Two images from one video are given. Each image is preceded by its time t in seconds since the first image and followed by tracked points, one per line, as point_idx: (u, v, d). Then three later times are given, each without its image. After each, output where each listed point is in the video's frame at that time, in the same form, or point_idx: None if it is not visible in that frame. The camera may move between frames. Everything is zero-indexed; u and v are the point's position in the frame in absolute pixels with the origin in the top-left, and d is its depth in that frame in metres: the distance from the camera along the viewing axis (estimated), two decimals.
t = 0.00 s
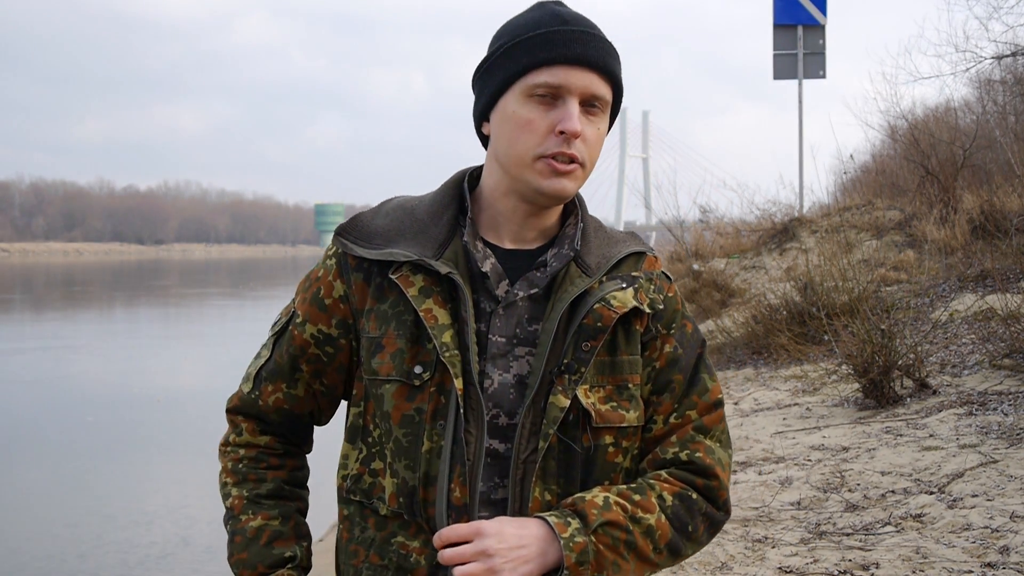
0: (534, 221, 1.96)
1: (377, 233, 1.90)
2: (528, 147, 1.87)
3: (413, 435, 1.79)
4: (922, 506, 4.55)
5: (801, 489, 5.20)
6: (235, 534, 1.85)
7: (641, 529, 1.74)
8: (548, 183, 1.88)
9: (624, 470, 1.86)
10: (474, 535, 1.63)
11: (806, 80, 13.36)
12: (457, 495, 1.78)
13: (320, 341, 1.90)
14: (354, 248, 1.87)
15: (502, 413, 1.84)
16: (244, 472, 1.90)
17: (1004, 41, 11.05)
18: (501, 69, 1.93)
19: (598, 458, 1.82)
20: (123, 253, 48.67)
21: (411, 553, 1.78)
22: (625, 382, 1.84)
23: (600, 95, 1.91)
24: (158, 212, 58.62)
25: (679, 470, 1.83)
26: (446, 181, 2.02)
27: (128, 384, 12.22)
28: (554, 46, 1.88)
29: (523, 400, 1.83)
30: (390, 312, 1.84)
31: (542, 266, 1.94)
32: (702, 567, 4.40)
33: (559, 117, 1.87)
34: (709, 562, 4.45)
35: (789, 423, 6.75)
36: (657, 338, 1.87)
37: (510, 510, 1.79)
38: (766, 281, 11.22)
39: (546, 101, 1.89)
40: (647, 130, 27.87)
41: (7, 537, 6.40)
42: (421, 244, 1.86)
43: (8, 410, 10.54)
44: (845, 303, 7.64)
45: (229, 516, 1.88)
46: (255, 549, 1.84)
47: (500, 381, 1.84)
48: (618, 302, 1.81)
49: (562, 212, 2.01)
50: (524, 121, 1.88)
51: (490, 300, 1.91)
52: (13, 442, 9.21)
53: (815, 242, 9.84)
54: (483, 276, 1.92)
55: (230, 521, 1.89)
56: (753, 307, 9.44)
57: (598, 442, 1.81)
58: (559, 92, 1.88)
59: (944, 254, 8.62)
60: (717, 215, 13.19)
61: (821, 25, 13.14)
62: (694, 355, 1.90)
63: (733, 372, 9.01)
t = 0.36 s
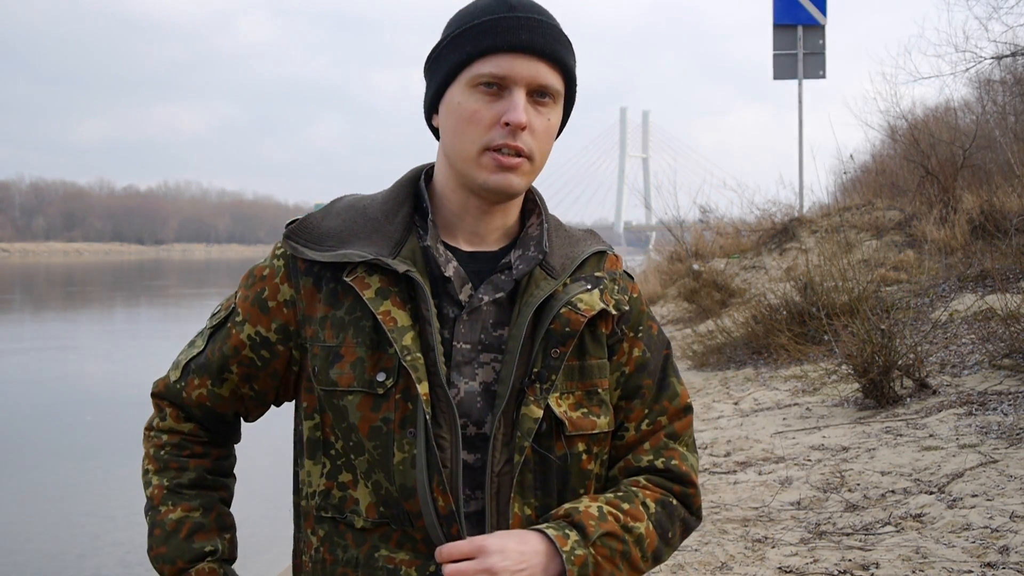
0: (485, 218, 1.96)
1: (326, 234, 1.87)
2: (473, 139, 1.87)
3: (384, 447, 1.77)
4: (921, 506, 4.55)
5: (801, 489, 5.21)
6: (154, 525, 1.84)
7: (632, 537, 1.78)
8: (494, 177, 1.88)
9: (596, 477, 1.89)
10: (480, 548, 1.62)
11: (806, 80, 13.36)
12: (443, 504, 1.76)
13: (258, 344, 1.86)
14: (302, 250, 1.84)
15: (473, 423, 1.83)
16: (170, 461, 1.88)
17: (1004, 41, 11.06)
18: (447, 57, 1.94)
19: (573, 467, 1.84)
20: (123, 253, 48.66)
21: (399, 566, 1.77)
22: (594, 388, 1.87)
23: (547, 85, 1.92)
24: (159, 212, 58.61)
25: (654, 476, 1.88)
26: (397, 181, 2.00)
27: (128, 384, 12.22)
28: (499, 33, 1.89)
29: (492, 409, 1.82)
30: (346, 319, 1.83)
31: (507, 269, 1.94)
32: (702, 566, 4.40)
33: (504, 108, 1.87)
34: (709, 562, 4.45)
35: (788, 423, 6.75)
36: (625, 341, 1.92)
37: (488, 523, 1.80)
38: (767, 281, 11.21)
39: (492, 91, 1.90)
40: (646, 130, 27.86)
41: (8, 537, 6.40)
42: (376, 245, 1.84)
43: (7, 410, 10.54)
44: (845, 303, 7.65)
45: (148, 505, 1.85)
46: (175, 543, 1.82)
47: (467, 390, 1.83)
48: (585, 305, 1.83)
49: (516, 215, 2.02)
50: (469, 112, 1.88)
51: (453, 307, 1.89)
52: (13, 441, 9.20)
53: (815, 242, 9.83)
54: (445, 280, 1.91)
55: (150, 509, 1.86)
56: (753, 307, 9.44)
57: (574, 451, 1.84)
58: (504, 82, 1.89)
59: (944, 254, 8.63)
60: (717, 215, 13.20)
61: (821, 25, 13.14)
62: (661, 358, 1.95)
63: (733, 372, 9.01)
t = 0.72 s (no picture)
0: (469, 224, 1.97)
1: (314, 246, 1.86)
2: (447, 149, 1.87)
3: (387, 462, 1.76)
4: (921, 506, 4.55)
5: (801, 489, 5.21)
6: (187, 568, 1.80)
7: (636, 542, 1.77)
8: (471, 187, 1.88)
9: (594, 480, 1.88)
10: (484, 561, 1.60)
11: (806, 80, 13.37)
12: (449, 519, 1.76)
13: (258, 364, 1.85)
14: (291, 265, 1.82)
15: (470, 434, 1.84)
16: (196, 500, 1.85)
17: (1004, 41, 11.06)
18: (420, 63, 1.94)
19: (570, 471, 1.83)
20: (123, 253, 48.67)
21: None
22: (589, 390, 1.86)
23: (521, 88, 1.91)
24: (159, 212, 58.62)
25: (653, 475, 1.88)
26: (381, 186, 1.98)
27: (129, 384, 12.22)
28: (468, 40, 1.88)
29: (488, 417, 1.83)
30: (339, 332, 1.81)
31: (499, 274, 1.94)
32: (701, 567, 4.40)
33: (476, 116, 1.87)
34: (709, 562, 4.44)
35: (789, 423, 6.75)
36: (620, 339, 1.91)
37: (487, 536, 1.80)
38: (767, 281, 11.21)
39: (464, 98, 1.90)
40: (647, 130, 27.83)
41: (9, 536, 6.41)
42: (366, 257, 1.82)
43: (7, 410, 10.54)
44: (845, 304, 7.65)
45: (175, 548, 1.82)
46: None
47: (462, 399, 1.84)
48: (578, 308, 1.83)
49: (503, 217, 2.03)
50: (442, 121, 1.88)
51: (444, 314, 1.89)
52: (15, 441, 9.21)
53: (815, 242, 9.83)
54: (436, 288, 1.91)
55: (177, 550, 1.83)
56: (753, 307, 9.44)
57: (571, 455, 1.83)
58: (476, 89, 1.88)
59: (945, 255, 8.62)
60: (717, 215, 13.21)
61: (821, 25, 13.14)
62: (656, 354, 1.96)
63: (733, 372, 9.02)
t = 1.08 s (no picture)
0: (506, 215, 1.97)
1: (356, 239, 1.91)
2: (475, 139, 1.89)
3: (424, 446, 1.80)
4: (921, 506, 4.55)
5: (801, 489, 5.20)
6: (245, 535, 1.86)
7: (673, 533, 1.75)
8: (501, 176, 1.88)
9: (638, 468, 1.87)
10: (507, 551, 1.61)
11: (806, 80, 13.36)
12: (483, 501, 1.77)
13: (306, 352, 1.91)
14: (335, 257, 1.88)
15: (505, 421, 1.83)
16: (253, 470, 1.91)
17: (1004, 41, 11.03)
18: (447, 56, 1.96)
19: (609, 459, 1.82)
20: (123, 253, 48.67)
21: (443, 565, 1.79)
22: (630, 377, 1.85)
23: (546, 76, 1.90)
24: (159, 212, 58.61)
25: (698, 465, 1.85)
26: (422, 181, 2.01)
27: (129, 384, 12.22)
28: (488, 30, 1.89)
29: (524, 404, 1.83)
30: (381, 320, 1.85)
31: (535, 263, 1.93)
32: (702, 566, 4.40)
33: (501, 105, 1.87)
34: (709, 562, 4.44)
35: (789, 423, 6.75)
36: (664, 327, 1.89)
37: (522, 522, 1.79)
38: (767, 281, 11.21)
39: (490, 89, 1.90)
40: (647, 130, 27.79)
41: (8, 536, 6.42)
42: (404, 248, 1.86)
43: (8, 410, 10.54)
44: (845, 303, 7.64)
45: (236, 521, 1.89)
46: (266, 546, 1.84)
47: (498, 385, 1.84)
48: (614, 295, 1.82)
49: (543, 205, 2.01)
50: (468, 112, 1.90)
51: (481, 302, 1.90)
52: (14, 441, 9.21)
53: (815, 242, 9.82)
54: (472, 277, 1.92)
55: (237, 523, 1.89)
56: (753, 307, 9.43)
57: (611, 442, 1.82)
58: (500, 79, 1.89)
59: (945, 255, 8.61)
60: (717, 215, 13.21)
61: (821, 25, 13.13)
62: (702, 343, 1.92)
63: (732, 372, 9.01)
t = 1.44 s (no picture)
0: (530, 214, 2.00)
1: (388, 239, 1.99)
2: (499, 138, 1.91)
3: (434, 436, 1.84)
4: (922, 506, 4.55)
5: (801, 489, 5.20)
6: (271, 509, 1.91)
7: (679, 536, 1.73)
8: (524, 176, 1.91)
9: (654, 470, 1.86)
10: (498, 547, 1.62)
11: (806, 80, 13.36)
12: (482, 489, 1.79)
13: (342, 347, 1.99)
14: (366, 255, 1.96)
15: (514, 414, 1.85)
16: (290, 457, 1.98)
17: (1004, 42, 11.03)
18: (477, 61, 2.00)
19: (621, 458, 1.82)
20: (123, 253, 48.66)
21: (448, 555, 1.80)
22: (646, 378, 1.84)
23: (571, 79, 1.92)
24: (159, 212, 58.59)
25: (717, 472, 1.82)
26: (453, 185, 2.08)
27: (129, 384, 12.22)
28: (514, 34, 1.92)
29: (535, 398, 1.84)
30: (404, 316, 1.91)
31: (553, 262, 1.96)
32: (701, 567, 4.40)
33: (525, 107, 1.90)
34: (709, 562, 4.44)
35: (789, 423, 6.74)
36: (686, 331, 1.88)
37: (525, 514, 1.79)
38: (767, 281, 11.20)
39: (516, 92, 1.93)
40: (648, 130, 27.75)
41: (9, 535, 6.42)
42: (426, 247, 1.93)
43: (9, 409, 10.56)
44: (845, 303, 7.64)
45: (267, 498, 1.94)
46: (288, 519, 1.89)
47: (510, 379, 1.86)
48: (628, 295, 1.81)
49: (570, 206, 2.03)
50: (494, 113, 1.93)
51: (498, 299, 1.93)
52: (13, 441, 9.21)
53: (815, 242, 9.82)
54: (489, 273, 1.96)
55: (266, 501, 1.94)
56: (753, 307, 9.43)
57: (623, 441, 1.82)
58: (524, 82, 1.92)
59: (945, 255, 8.60)
60: (717, 215, 13.20)
61: (821, 25, 13.13)
62: (728, 350, 1.89)
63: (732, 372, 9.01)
